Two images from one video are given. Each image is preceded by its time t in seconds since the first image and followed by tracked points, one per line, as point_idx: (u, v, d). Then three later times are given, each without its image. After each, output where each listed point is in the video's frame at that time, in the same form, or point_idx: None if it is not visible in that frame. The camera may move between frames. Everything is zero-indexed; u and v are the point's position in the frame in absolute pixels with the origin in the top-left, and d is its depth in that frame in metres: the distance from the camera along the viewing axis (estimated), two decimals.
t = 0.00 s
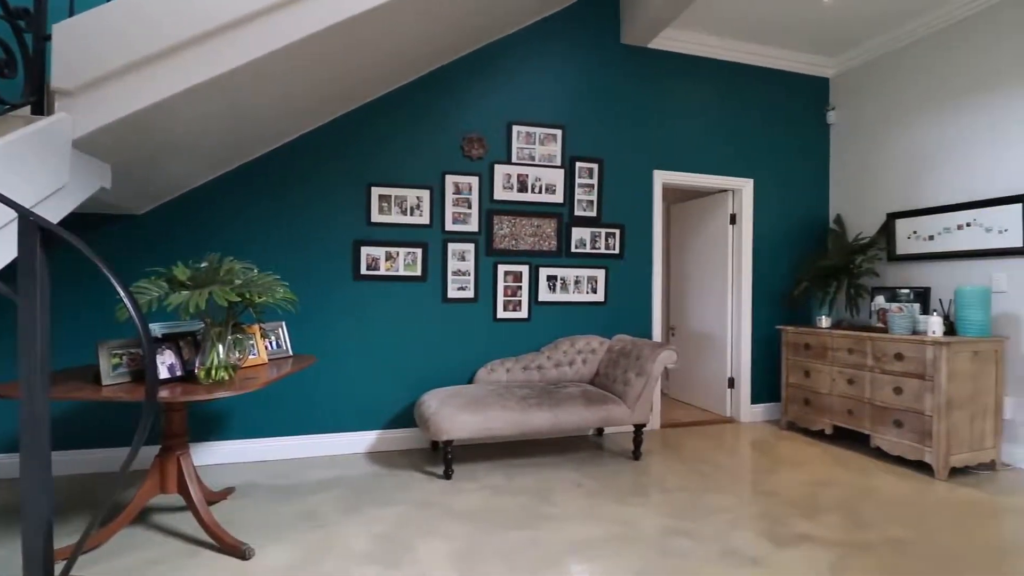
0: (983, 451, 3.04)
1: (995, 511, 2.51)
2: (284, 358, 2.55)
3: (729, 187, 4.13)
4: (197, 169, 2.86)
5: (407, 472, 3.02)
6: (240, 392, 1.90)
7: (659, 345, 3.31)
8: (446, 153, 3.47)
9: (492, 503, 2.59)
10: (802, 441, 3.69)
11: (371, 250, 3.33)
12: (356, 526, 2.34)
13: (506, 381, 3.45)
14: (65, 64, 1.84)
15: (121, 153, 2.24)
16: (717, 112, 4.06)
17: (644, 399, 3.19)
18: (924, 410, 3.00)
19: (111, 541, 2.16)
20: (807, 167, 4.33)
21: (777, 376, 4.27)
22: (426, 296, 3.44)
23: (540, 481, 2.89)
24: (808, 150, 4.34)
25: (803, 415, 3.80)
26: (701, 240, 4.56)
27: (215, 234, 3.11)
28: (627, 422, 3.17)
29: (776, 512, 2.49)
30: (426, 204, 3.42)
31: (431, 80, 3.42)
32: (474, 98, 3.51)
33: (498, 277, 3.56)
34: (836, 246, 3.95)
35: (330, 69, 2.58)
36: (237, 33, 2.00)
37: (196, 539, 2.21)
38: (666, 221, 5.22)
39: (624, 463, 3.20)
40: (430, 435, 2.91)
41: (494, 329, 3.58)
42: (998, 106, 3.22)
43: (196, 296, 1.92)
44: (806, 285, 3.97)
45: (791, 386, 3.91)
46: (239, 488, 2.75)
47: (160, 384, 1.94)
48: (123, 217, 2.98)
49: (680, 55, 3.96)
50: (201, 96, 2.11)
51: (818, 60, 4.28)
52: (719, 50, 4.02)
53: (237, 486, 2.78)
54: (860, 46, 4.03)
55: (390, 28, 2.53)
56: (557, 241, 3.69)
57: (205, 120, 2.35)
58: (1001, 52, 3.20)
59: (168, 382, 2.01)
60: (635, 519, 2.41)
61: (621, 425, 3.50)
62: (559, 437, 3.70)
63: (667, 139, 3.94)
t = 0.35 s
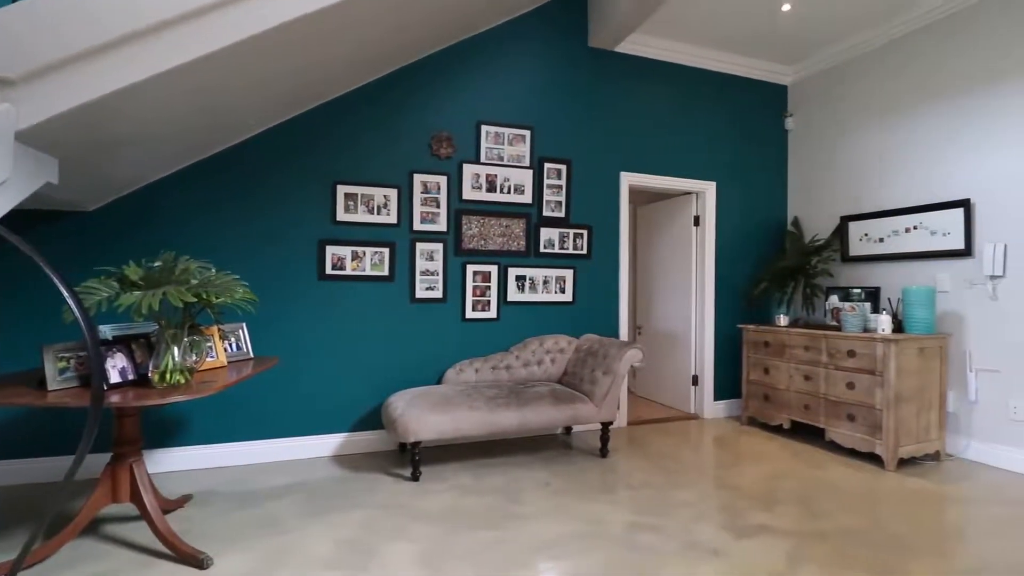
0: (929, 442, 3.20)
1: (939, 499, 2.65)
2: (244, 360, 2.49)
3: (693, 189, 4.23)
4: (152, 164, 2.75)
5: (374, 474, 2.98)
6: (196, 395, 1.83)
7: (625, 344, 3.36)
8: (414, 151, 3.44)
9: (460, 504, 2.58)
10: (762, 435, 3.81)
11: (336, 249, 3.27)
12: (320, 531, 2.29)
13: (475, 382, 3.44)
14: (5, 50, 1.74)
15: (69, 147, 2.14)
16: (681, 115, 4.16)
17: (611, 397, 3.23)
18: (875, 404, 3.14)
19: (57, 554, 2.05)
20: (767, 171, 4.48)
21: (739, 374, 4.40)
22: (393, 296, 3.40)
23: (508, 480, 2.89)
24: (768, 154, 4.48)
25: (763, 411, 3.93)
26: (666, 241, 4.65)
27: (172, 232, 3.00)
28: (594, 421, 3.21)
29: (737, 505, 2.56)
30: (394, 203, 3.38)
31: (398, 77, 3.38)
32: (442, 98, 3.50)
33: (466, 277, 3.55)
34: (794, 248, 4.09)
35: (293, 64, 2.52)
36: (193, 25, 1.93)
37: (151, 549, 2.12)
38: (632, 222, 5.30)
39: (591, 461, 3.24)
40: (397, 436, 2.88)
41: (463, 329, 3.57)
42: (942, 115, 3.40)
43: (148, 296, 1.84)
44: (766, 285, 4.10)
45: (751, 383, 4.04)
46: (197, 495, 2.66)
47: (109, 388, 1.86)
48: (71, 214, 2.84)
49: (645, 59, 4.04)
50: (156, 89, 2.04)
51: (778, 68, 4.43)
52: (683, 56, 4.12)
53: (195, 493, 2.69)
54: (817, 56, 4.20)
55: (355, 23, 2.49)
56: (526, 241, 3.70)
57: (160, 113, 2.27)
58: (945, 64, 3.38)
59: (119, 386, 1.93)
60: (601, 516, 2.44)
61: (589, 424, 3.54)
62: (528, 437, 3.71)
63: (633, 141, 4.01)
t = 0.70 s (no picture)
0: (881, 435, 3.34)
1: (890, 489, 2.78)
2: (203, 362, 2.42)
3: (660, 191, 4.31)
4: (105, 158, 2.65)
5: (340, 477, 2.93)
6: (152, 399, 1.77)
7: (594, 343, 3.40)
8: (382, 149, 3.40)
9: (429, 505, 2.57)
10: (726, 431, 3.92)
11: (302, 248, 3.20)
12: (284, 537, 2.24)
13: (444, 382, 3.42)
14: None
15: (13, 138, 2.04)
16: (649, 118, 4.23)
17: (580, 396, 3.27)
18: (831, 399, 3.27)
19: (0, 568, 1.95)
20: (731, 174, 4.60)
21: (704, 371, 4.51)
22: (361, 296, 3.35)
23: (477, 480, 2.89)
24: (732, 157, 4.61)
25: (726, 407, 4.04)
26: (634, 241, 4.73)
27: (128, 229, 2.89)
28: (563, 419, 3.23)
29: (701, 500, 2.62)
30: (361, 202, 3.33)
31: (366, 74, 3.34)
32: (412, 96, 3.47)
33: (436, 277, 3.53)
34: (756, 248, 4.22)
35: (255, 56, 2.46)
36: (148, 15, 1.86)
37: (104, 560, 2.04)
38: (602, 222, 5.36)
39: (560, 459, 3.27)
40: (364, 438, 2.84)
41: (433, 329, 3.54)
42: (895, 123, 3.56)
43: (99, 297, 1.77)
44: (729, 285, 4.21)
45: (716, 380, 4.14)
46: (155, 503, 2.57)
47: (57, 393, 1.78)
48: (17, 209, 2.71)
49: (614, 62, 4.09)
50: (108, 80, 1.96)
51: (742, 74, 4.55)
52: (651, 59, 4.19)
53: (153, 500, 2.60)
54: (778, 63, 4.33)
55: (320, 17, 2.44)
56: (496, 241, 3.70)
57: (113, 104, 2.18)
58: (897, 74, 3.54)
59: (68, 390, 1.84)
60: (569, 514, 2.46)
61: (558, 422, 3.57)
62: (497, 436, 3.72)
63: (602, 143, 4.06)
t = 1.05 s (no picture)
0: (836, 429, 3.48)
1: (844, 480, 2.89)
2: (159, 365, 2.34)
3: (628, 192, 4.38)
4: (53, 151, 2.52)
5: (305, 482, 2.87)
6: (104, 403, 1.69)
7: (563, 342, 3.42)
8: (350, 147, 3.34)
9: (397, 508, 2.54)
10: (691, 427, 4.01)
11: (265, 247, 3.12)
12: (246, 544, 2.18)
13: (413, 383, 3.39)
14: None
15: None
16: (617, 120, 4.30)
17: (549, 395, 3.29)
18: (790, 394, 3.38)
19: None
20: (696, 177, 4.71)
21: (670, 369, 4.60)
22: (328, 296, 3.29)
23: (446, 481, 2.88)
24: (697, 160, 4.72)
25: (691, 404, 4.13)
26: (603, 242, 4.79)
27: (78, 226, 2.76)
28: (532, 419, 3.25)
29: (666, 495, 2.68)
30: (327, 200, 3.27)
31: (333, 70, 3.27)
32: (380, 93, 3.42)
33: (405, 277, 3.49)
34: (720, 249, 4.33)
35: (216, 48, 2.38)
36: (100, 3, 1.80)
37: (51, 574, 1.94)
38: (571, 223, 5.41)
39: (530, 458, 3.28)
40: (330, 441, 2.79)
41: (401, 330, 3.51)
42: (849, 129, 3.71)
43: (45, 298, 1.68)
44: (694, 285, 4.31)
45: (681, 378, 4.23)
46: (108, 513, 2.46)
47: None
48: None
49: (583, 64, 4.14)
50: (56, 69, 1.86)
51: (706, 80, 4.67)
52: (619, 63, 4.26)
53: (106, 510, 2.48)
54: (741, 70, 4.47)
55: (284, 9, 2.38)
56: (465, 241, 3.69)
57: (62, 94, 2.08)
58: (852, 84, 3.70)
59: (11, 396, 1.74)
60: (538, 512, 2.48)
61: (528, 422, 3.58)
62: (467, 436, 3.71)
63: (571, 144, 4.11)
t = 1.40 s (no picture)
0: (791, 423, 3.63)
1: (798, 472, 3.01)
2: (106, 369, 2.25)
3: (593, 193, 4.44)
4: None
5: (265, 487, 2.79)
6: (46, 409, 1.60)
7: (529, 341, 3.44)
8: (312, 144, 3.27)
9: (360, 511, 2.50)
10: (654, 424, 4.09)
11: (222, 246, 3.02)
12: (201, 553, 2.10)
13: (378, 384, 3.34)
14: None
15: None
16: (582, 122, 4.35)
17: (515, 394, 3.30)
18: (747, 390, 3.50)
19: None
20: (659, 179, 4.81)
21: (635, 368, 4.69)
22: (289, 297, 3.21)
23: (411, 483, 2.85)
24: (660, 163, 4.82)
25: (654, 401, 4.22)
26: (569, 242, 4.84)
27: (18, 223, 2.61)
28: (498, 418, 3.25)
29: (630, 490, 2.73)
30: (288, 198, 3.19)
31: (294, 64, 3.19)
32: (344, 89, 3.36)
33: (369, 277, 3.44)
34: (682, 250, 4.44)
35: (169, 38, 2.29)
36: None
37: None
38: (538, 223, 5.44)
39: (496, 457, 3.29)
40: (291, 445, 2.72)
41: (365, 330, 3.45)
42: (803, 135, 3.87)
43: None
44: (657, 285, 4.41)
45: (645, 376, 4.32)
46: (50, 524, 2.33)
47: None
48: None
49: (549, 66, 4.17)
50: None
51: (669, 84, 4.78)
52: (584, 65, 4.31)
53: (48, 522, 2.35)
54: (702, 76, 4.59)
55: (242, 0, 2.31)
56: (431, 240, 3.66)
57: None
58: (806, 91, 3.85)
59: None
60: (503, 511, 2.48)
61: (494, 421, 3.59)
62: (433, 437, 3.68)
63: (537, 145, 4.14)
